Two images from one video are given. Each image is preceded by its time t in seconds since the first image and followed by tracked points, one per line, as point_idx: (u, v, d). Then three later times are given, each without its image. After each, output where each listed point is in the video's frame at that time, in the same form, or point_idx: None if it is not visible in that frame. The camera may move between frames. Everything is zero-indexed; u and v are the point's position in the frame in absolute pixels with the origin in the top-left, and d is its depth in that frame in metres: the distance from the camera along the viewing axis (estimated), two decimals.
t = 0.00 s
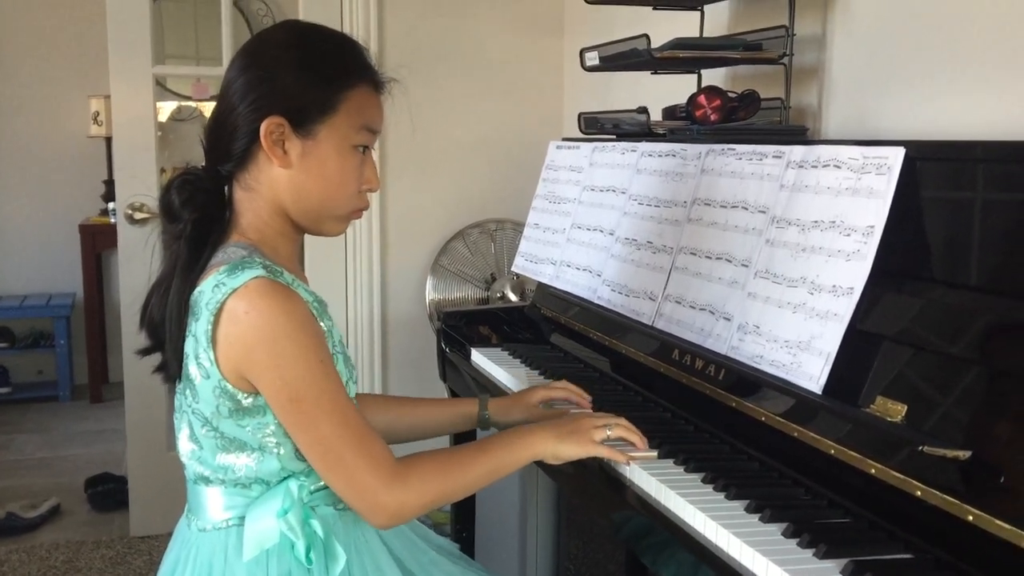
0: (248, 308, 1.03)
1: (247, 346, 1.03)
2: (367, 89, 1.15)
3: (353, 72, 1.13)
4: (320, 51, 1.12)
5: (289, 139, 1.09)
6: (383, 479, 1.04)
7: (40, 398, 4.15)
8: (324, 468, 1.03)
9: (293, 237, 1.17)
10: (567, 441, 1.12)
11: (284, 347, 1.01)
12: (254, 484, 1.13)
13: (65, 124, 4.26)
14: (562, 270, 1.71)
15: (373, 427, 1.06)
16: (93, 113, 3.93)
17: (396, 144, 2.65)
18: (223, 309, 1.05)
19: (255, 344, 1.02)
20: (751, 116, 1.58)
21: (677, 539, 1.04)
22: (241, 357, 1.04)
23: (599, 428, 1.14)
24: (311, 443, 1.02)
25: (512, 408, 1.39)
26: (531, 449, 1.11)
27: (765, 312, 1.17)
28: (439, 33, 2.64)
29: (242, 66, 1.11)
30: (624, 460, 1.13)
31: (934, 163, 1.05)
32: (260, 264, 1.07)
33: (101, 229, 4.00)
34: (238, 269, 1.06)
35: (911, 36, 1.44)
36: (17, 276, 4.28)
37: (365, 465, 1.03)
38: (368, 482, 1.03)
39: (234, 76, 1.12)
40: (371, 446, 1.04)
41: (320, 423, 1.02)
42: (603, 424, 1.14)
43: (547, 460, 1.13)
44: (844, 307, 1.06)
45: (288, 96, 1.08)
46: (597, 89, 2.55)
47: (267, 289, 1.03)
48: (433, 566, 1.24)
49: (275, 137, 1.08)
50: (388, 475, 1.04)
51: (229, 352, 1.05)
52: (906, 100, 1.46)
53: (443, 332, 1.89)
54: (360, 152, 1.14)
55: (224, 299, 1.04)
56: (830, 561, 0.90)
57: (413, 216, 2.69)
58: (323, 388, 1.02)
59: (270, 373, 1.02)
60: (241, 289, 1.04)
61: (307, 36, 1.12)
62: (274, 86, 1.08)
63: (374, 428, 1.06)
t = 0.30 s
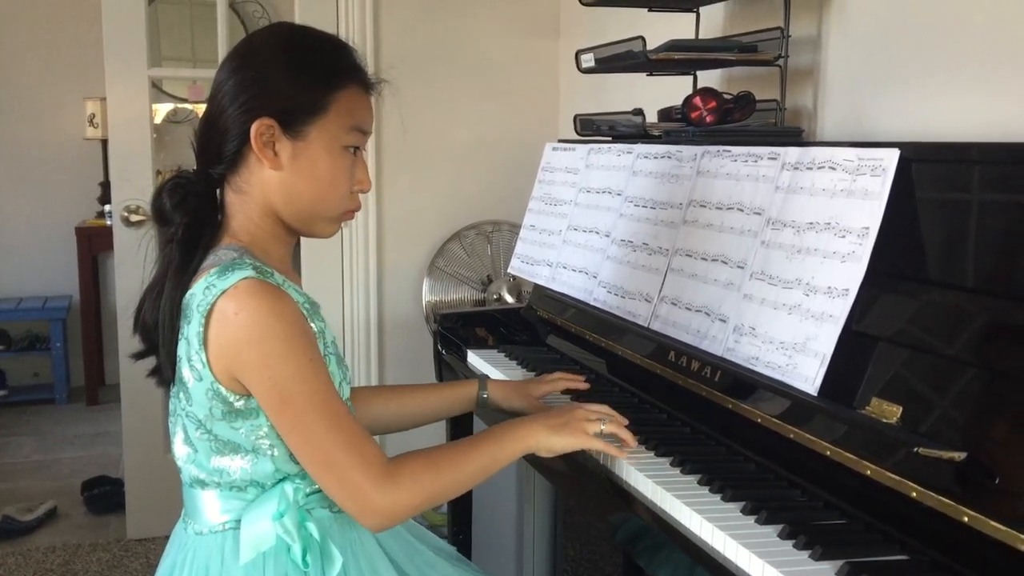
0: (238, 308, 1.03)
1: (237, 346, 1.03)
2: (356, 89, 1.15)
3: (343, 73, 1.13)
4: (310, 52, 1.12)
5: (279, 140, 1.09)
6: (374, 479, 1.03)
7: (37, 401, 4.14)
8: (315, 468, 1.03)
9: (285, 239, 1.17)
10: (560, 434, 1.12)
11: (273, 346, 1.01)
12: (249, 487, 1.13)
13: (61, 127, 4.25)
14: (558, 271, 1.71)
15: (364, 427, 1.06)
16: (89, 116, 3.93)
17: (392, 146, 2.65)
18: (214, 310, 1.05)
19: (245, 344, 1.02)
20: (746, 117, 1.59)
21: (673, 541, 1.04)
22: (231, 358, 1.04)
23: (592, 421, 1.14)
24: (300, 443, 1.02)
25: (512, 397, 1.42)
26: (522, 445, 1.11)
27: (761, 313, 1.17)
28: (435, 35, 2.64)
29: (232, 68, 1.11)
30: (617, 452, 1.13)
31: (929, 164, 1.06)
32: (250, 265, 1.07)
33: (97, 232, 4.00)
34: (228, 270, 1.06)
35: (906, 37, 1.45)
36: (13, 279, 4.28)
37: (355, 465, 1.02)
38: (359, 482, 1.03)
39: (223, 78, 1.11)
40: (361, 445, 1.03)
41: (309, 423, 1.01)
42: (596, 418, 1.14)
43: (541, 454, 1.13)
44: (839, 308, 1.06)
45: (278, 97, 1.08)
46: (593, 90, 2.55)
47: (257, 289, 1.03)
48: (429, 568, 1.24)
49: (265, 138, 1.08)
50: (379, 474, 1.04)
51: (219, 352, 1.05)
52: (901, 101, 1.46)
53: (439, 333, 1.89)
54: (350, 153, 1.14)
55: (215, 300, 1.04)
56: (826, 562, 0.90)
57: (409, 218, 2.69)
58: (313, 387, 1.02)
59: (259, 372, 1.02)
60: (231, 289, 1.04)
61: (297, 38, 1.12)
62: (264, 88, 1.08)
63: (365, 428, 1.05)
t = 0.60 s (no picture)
0: (235, 302, 1.03)
1: (235, 340, 1.03)
2: (355, 86, 1.15)
3: (342, 69, 1.13)
4: (309, 48, 1.11)
5: (278, 136, 1.09)
6: (375, 473, 1.03)
7: (35, 398, 4.14)
8: (315, 462, 1.02)
9: (283, 235, 1.17)
10: (563, 428, 1.13)
11: (270, 339, 1.01)
12: (247, 482, 1.13)
13: (59, 123, 4.24)
14: (557, 267, 1.71)
15: (364, 422, 1.06)
16: (87, 112, 3.92)
17: (391, 142, 2.65)
18: (212, 305, 1.05)
19: (243, 337, 1.02)
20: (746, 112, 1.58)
21: (673, 536, 1.05)
22: (230, 352, 1.04)
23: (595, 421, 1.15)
24: (300, 437, 1.02)
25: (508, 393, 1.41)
26: (523, 439, 1.12)
27: (760, 308, 1.17)
28: (433, 31, 2.64)
29: (230, 64, 1.11)
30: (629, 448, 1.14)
31: (929, 160, 1.06)
32: (248, 260, 1.07)
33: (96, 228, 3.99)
34: (226, 265, 1.06)
35: (905, 33, 1.45)
36: (12, 276, 4.28)
37: (354, 458, 1.02)
38: (360, 475, 1.02)
39: (221, 74, 1.11)
40: (361, 439, 1.03)
41: (308, 416, 1.01)
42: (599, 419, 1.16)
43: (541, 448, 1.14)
44: (838, 303, 1.06)
45: (276, 93, 1.08)
46: (592, 86, 2.54)
47: (255, 284, 1.03)
48: (428, 564, 1.24)
49: (263, 134, 1.08)
50: (380, 468, 1.03)
51: (218, 347, 1.05)
52: (900, 97, 1.46)
53: (438, 329, 1.89)
54: (348, 149, 1.14)
55: (213, 295, 1.04)
56: (826, 556, 0.90)
57: (408, 215, 2.69)
58: (310, 380, 1.02)
59: (257, 366, 1.02)
60: (229, 284, 1.04)
61: (295, 33, 1.12)
62: (262, 84, 1.08)
63: (365, 422, 1.05)
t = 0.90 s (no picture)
0: (236, 297, 1.02)
1: (235, 335, 1.03)
2: (356, 79, 1.14)
3: (343, 62, 1.13)
4: (309, 41, 1.11)
5: (277, 130, 1.08)
6: (374, 470, 1.03)
7: (37, 393, 4.15)
8: (315, 459, 1.02)
9: (283, 229, 1.17)
10: (564, 433, 1.12)
11: (271, 335, 1.01)
12: (249, 478, 1.13)
13: (60, 119, 4.24)
14: (559, 262, 1.70)
15: (365, 417, 1.05)
16: (88, 107, 3.91)
17: (392, 137, 2.64)
18: (212, 300, 1.04)
19: (243, 333, 1.02)
20: (748, 106, 1.59)
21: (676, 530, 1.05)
22: (230, 347, 1.04)
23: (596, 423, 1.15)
24: (300, 433, 1.01)
25: (509, 383, 1.42)
26: (525, 442, 1.11)
27: (763, 302, 1.16)
28: (435, 26, 2.63)
29: (230, 57, 1.10)
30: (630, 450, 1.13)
31: (932, 153, 1.05)
32: (248, 255, 1.07)
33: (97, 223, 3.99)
34: (226, 259, 1.06)
35: (909, 26, 1.44)
36: (14, 271, 4.28)
37: (354, 455, 1.02)
38: (359, 472, 1.02)
39: (221, 67, 1.11)
40: (360, 435, 1.03)
41: (308, 412, 1.01)
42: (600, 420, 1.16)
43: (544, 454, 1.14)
44: (841, 297, 1.05)
45: (276, 86, 1.08)
46: (594, 80, 2.54)
47: (255, 279, 1.03)
48: (430, 559, 1.24)
49: (263, 127, 1.08)
50: (380, 465, 1.03)
51: (218, 342, 1.04)
52: (903, 91, 1.46)
53: (441, 324, 1.89)
54: (349, 143, 1.13)
55: (213, 289, 1.04)
56: (829, 551, 0.90)
57: (409, 209, 2.69)
58: (311, 376, 1.01)
59: (258, 362, 1.01)
60: (229, 278, 1.03)
61: (295, 26, 1.11)
62: (262, 77, 1.08)
63: (365, 418, 1.05)
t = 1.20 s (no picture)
0: (237, 295, 1.02)
1: (236, 333, 1.03)
2: (358, 78, 1.14)
3: (344, 61, 1.13)
4: (311, 40, 1.11)
5: (279, 128, 1.08)
6: (376, 467, 1.02)
7: (37, 391, 4.15)
8: (316, 456, 1.02)
9: (284, 227, 1.17)
10: (579, 432, 1.12)
11: (273, 333, 1.01)
12: (250, 473, 1.13)
13: (61, 116, 4.24)
14: (560, 259, 1.70)
15: (367, 415, 1.05)
16: (89, 105, 3.91)
17: (392, 134, 2.64)
18: (213, 298, 1.04)
19: (244, 331, 1.02)
20: (748, 104, 1.58)
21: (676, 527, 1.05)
22: (231, 345, 1.04)
23: (610, 417, 1.14)
24: (301, 430, 1.01)
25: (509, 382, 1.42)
26: (538, 445, 1.10)
27: (763, 299, 1.16)
28: (435, 23, 2.63)
29: (232, 54, 1.10)
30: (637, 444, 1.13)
31: (932, 149, 1.05)
32: (249, 252, 1.07)
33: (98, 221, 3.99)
34: (227, 257, 1.06)
35: (910, 23, 1.44)
36: (14, 269, 4.28)
37: (356, 453, 1.02)
38: (361, 469, 1.02)
39: (223, 64, 1.11)
40: (362, 432, 1.02)
41: (310, 410, 1.01)
42: (609, 413, 1.15)
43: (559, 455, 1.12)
44: (841, 294, 1.05)
45: (278, 84, 1.08)
46: (594, 77, 2.54)
47: (256, 277, 1.03)
48: (431, 556, 1.24)
49: (265, 126, 1.08)
50: (382, 463, 1.03)
51: (219, 340, 1.04)
52: (903, 87, 1.46)
53: (442, 321, 1.88)
54: (350, 142, 1.13)
55: (214, 287, 1.04)
56: (829, 547, 0.90)
57: (410, 207, 2.69)
58: (313, 374, 1.01)
59: (259, 360, 1.01)
60: (230, 276, 1.03)
61: (297, 24, 1.11)
62: (264, 76, 1.08)
63: (368, 416, 1.05)
